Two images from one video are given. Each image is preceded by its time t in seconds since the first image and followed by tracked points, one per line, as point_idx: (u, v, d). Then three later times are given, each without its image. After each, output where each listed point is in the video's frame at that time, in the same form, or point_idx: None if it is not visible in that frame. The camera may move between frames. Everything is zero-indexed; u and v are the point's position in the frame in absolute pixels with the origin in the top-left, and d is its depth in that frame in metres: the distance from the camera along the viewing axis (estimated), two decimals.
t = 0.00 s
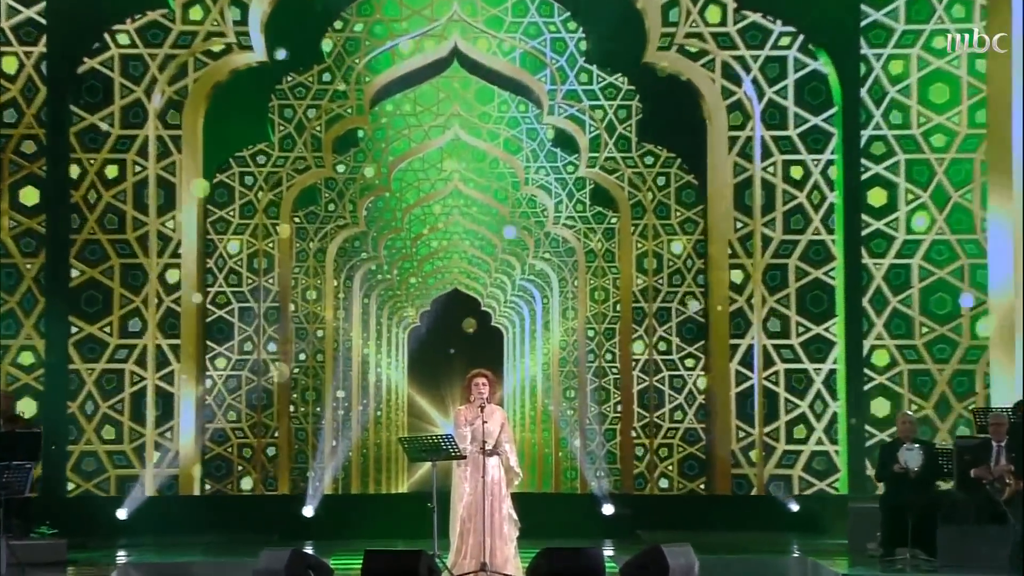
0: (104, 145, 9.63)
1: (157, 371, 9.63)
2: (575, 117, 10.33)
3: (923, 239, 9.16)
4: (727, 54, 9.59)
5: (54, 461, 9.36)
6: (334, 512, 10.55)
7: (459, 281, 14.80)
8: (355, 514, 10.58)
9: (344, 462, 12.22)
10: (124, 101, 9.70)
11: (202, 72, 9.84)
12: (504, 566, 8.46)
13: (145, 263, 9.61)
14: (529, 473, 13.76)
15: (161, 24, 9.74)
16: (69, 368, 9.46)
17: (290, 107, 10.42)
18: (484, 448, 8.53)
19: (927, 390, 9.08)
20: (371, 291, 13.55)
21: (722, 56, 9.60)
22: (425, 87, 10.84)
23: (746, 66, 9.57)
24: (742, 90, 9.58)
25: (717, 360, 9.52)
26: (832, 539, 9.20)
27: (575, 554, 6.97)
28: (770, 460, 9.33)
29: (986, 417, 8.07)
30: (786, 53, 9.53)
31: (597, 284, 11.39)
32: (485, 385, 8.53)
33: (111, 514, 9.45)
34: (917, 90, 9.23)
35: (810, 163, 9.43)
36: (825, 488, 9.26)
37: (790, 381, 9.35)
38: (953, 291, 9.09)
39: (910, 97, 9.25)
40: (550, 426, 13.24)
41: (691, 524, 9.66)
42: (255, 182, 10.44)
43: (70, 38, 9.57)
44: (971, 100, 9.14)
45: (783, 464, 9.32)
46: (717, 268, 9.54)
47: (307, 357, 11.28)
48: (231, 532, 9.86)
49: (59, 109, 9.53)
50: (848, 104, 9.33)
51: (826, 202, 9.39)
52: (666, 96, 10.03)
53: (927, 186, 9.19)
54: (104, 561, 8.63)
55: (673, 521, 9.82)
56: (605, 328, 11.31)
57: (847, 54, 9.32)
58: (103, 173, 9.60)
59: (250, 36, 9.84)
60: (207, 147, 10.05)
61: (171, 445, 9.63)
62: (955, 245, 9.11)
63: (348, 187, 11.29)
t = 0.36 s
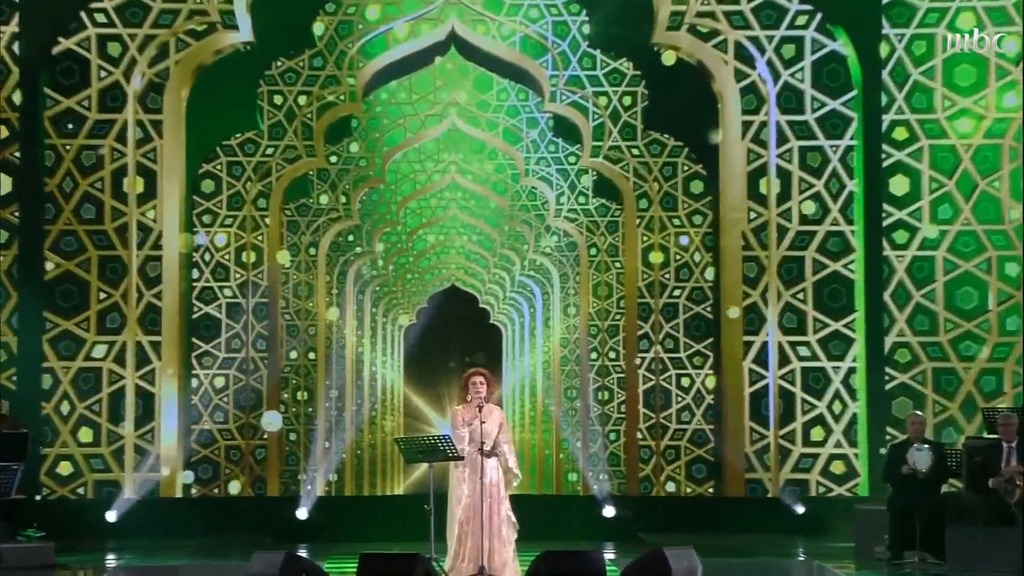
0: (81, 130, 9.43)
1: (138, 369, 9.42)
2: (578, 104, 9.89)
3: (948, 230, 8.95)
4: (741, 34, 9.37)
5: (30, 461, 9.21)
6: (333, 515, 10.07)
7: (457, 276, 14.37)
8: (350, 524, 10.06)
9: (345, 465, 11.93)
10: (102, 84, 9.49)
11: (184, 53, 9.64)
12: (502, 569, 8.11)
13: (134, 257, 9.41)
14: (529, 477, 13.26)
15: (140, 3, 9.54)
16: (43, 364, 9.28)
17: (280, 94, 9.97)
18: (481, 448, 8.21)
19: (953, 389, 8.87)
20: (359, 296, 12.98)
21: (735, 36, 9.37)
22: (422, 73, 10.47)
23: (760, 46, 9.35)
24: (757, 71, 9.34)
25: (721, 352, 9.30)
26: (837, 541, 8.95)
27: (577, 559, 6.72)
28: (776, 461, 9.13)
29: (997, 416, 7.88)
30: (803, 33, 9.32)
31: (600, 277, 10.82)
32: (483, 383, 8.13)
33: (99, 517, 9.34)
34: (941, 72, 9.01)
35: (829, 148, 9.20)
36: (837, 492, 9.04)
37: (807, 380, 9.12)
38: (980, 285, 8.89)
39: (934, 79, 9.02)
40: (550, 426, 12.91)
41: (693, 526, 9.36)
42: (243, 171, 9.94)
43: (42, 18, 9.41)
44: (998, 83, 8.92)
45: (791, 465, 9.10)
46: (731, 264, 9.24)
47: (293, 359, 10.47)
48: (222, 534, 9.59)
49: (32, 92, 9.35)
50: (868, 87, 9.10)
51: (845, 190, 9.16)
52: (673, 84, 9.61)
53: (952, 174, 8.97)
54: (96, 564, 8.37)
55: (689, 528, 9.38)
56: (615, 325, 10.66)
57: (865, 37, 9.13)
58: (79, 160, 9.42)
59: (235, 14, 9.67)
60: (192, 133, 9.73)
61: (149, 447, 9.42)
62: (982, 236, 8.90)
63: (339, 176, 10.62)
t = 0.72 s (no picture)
0: (56, 113, 8.82)
1: (117, 366, 8.85)
2: (581, 90, 9.57)
3: (975, 220, 8.30)
4: (755, 12, 8.77)
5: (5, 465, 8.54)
6: (326, 514, 9.74)
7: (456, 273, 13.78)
8: (349, 524, 9.74)
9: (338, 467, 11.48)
10: (78, 65, 8.86)
11: (166, 33, 9.02)
12: (501, 573, 7.66)
13: (116, 247, 8.86)
14: (528, 479, 12.98)
15: None
16: (16, 363, 8.67)
17: (269, 79, 9.62)
18: (480, 448, 7.79)
19: (980, 388, 8.22)
20: (368, 287, 12.78)
21: (749, 14, 8.78)
22: (417, 60, 10.05)
23: (776, 24, 8.75)
24: (772, 51, 8.75)
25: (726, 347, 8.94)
26: (844, 544, 8.47)
27: (577, 560, 6.27)
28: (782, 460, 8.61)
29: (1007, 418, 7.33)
30: (820, 11, 8.73)
31: (602, 271, 10.53)
32: (482, 382, 7.83)
33: (89, 518, 8.78)
34: (969, 52, 8.37)
35: (848, 133, 8.65)
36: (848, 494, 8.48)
37: (825, 377, 8.55)
38: (1009, 278, 8.22)
39: (961, 60, 8.38)
40: (551, 426, 12.26)
41: (696, 527, 9.05)
42: (231, 160, 9.59)
43: None
44: None
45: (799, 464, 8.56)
46: (742, 258, 8.72)
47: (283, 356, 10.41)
48: (204, 536, 9.22)
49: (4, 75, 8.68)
50: (891, 68, 8.50)
51: (866, 177, 8.60)
52: (684, 67, 9.22)
53: (980, 160, 8.31)
54: (79, 567, 7.96)
55: (689, 529, 9.08)
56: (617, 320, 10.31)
57: (888, 12, 8.49)
58: (54, 145, 8.81)
59: None
60: (173, 119, 9.23)
61: (127, 449, 8.85)
62: (1011, 226, 8.23)
63: (331, 169, 10.38)
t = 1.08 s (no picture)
0: (29, 96, 8.40)
1: (95, 365, 8.47)
2: (585, 75, 9.13)
3: (1005, 208, 8.01)
4: None
5: None
6: (318, 516, 9.56)
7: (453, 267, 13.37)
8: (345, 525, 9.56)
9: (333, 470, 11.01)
10: (52, 45, 8.45)
11: (147, 10, 8.64)
12: None
13: (93, 238, 8.48)
14: (528, 480, 12.56)
15: None
16: None
17: (258, 63, 9.28)
18: (478, 448, 7.43)
19: (1008, 386, 7.97)
20: (363, 284, 12.36)
21: None
22: (413, 46, 9.66)
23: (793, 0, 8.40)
24: (789, 29, 8.43)
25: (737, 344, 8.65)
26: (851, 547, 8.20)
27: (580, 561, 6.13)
28: (789, 461, 8.33)
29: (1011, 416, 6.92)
30: None
31: (605, 266, 10.11)
32: (480, 381, 7.47)
33: (78, 518, 8.41)
34: (1000, 30, 8.02)
35: (870, 117, 8.35)
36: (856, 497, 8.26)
37: (844, 375, 8.29)
38: None
39: (991, 38, 8.04)
40: (553, 425, 11.80)
41: (699, 529, 8.82)
42: (219, 149, 9.26)
43: None
44: None
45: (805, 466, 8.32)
46: (757, 248, 8.39)
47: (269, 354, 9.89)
48: (191, 539, 8.98)
49: None
50: (914, 48, 8.19)
51: (888, 163, 8.31)
52: (694, 49, 8.86)
53: (1009, 145, 8.01)
54: (66, 568, 7.77)
55: (688, 528, 8.87)
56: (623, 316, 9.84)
57: None
58: (27, 130, 8.40)
59: None
60: (156, 103, 8.88)
61: (106, 452, 8.48)
62: None
63: (324, 158, 10.09)
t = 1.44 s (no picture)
0: None
1: (69, 360, 8.32)
2: (588, 57, 8.86)
3: None
4: None
5: None
6: (310, 520, 9.26)
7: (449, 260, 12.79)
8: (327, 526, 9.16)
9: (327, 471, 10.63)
10: (22, 19, 8.32)
11: None
12: None
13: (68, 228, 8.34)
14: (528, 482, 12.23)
15: None
16: None
17: (245, 44, 8.96)
18: (477, 448, 7.19)
19: None
20: (355, 279, 11.91)
21: None
22: (409, 29, 9.27)
23: None
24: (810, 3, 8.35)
25: (749, 340, 8.49)
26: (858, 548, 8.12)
27: (579, 563, 5.65)
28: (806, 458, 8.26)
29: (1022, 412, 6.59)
30: None
31: (608, 258, 9.75)
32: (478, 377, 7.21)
33: (64, 520, 8.28)
34: None
35: (894, 96, 8.31)
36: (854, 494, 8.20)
37: (866, 371, 8.25)
38: None
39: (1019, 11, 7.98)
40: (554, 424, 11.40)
41: (705, 531, 8.63)
42: (203, 134, 8.97)
43: None
44: None
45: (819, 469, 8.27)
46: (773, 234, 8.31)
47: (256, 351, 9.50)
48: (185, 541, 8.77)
49: None
50: (943, 23, 8.13)
51: (913, 144, 8.28)
52: (701, 28, 8.66)
53: None
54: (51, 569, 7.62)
55: (690, 532, 8.68)
56: (627, 311, 9.52)
57: None
58: None
59: None
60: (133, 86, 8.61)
61: (81, 454, 8.34)
62: None
63: (315, 147, 9.67)
